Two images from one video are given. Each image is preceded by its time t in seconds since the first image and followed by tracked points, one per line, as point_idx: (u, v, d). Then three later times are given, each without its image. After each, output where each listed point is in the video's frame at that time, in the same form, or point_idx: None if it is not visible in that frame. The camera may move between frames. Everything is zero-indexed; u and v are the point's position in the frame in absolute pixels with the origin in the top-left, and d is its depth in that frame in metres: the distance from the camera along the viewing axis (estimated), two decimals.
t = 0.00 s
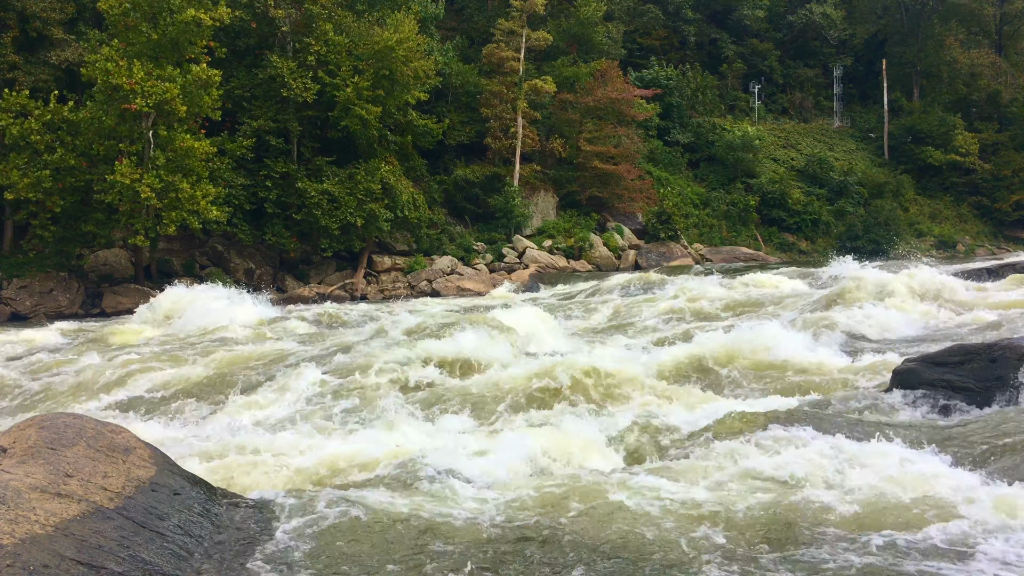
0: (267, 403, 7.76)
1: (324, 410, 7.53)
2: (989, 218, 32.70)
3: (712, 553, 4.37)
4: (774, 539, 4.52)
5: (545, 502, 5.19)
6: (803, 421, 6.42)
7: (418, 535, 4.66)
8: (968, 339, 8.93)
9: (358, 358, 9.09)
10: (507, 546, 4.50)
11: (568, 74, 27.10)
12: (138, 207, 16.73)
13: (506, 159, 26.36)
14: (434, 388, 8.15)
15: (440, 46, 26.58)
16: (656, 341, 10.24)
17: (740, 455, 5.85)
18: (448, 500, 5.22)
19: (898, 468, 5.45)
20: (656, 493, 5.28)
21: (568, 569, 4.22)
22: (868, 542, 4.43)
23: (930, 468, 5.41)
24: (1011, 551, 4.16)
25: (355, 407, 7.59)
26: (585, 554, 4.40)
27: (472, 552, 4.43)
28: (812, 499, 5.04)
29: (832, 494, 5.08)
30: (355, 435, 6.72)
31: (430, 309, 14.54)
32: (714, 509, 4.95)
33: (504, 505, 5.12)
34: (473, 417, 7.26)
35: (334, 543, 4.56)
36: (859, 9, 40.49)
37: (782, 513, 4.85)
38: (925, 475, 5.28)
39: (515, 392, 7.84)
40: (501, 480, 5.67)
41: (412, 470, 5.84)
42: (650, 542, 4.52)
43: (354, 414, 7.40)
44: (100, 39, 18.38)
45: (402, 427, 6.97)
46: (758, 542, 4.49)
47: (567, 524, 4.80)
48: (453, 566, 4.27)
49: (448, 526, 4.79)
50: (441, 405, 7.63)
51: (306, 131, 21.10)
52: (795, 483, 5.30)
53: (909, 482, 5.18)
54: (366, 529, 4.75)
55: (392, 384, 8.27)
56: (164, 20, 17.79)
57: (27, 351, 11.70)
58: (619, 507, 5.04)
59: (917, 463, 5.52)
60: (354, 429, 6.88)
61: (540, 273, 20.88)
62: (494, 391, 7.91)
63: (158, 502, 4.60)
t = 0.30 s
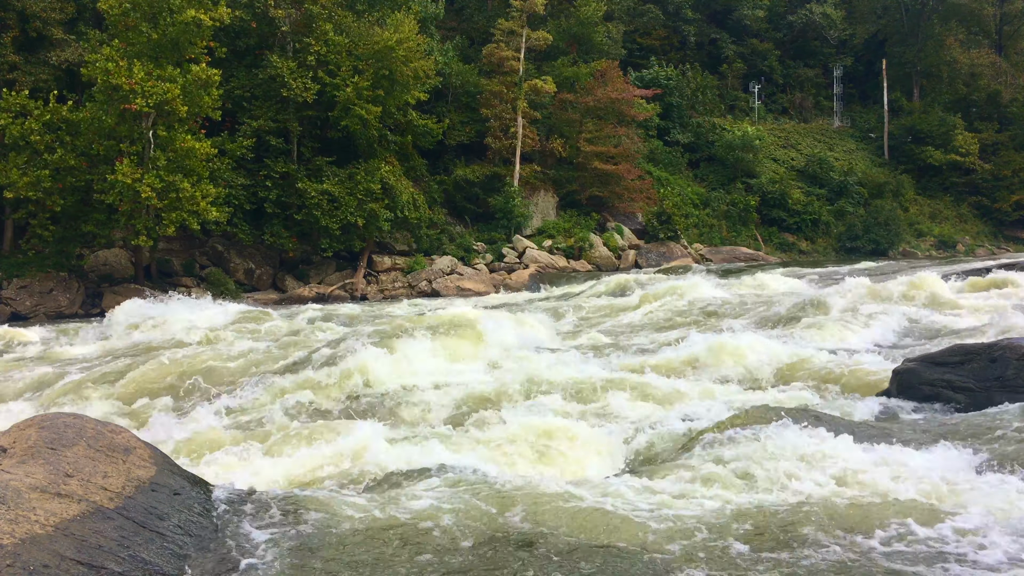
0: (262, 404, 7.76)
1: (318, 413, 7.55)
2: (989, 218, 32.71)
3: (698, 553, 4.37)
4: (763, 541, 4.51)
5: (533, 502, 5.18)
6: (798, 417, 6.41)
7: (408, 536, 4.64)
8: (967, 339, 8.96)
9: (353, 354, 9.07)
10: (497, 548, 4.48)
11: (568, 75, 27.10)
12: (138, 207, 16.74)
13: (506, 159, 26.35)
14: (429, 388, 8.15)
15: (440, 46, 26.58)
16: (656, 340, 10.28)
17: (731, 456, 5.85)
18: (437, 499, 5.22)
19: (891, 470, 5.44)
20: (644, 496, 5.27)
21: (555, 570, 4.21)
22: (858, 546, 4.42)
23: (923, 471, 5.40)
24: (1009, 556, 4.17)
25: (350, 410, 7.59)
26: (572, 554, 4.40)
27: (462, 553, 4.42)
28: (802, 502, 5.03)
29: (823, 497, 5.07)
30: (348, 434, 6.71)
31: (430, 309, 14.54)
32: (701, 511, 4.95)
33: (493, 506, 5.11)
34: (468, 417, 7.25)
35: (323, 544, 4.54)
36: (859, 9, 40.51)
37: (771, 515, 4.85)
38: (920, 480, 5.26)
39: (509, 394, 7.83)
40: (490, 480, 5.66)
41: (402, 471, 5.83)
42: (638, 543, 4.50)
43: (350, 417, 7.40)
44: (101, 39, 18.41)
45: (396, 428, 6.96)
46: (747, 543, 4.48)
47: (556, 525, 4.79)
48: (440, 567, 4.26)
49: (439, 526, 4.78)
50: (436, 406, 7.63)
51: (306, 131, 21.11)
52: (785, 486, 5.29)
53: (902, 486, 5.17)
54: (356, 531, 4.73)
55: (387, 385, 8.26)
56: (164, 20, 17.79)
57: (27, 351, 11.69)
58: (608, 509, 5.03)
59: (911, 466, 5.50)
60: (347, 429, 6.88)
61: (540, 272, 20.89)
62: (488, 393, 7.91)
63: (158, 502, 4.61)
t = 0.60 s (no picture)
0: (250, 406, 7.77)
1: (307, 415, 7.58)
2: (989, 218, 32.70)
3: (682, 554, 4.36)
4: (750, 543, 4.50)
5: (514, 505, 5.18)
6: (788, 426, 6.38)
7: (395, 538, 4.63)
8: (967, 339, 8.94)
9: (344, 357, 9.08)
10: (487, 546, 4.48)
11: (568, 75, 27.10)
12: (138, 206, 16.73)
13: (506, 159, 26.35)
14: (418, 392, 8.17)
15: (440, 46, 26.57)
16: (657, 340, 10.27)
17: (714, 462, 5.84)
18: (420, 502, 5.21)
19: (882, 470, 5.43)
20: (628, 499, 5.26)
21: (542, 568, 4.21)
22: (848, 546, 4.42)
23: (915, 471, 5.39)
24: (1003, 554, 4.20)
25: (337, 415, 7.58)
26: (559, 554, 4.39)
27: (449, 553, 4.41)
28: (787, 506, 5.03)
29: (807, 502, 5.06)
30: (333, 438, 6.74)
31: (430, 309, 14.52)
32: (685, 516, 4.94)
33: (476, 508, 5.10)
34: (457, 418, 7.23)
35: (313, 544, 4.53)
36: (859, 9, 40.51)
37: (757, 519, 4.85)
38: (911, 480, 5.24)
39: (497, 396, 7.83)
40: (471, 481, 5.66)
41: (385, 472, 5.82)
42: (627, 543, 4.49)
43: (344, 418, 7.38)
44: (101, 39, 18.41)
45: (388, 429, 6.95)
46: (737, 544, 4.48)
47: (538, 527, 4.77)
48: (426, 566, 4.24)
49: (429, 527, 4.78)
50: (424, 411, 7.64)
51: (307, 131, 21.09)
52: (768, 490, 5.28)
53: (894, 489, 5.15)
54: (341, 532, 4.71)
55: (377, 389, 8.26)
56: (164, 20, 17.77)
57: (27, 352, 11.67)
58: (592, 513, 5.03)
59: (902, 466, 5.48)
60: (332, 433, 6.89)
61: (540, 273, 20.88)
62: (476, 397, 7.92)
63: (158, 502, 4.61)
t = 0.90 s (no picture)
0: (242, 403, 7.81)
1: (293, 410, 7.60)
2: (989, 218, 32.72)
3: (666, 559, 4.35)
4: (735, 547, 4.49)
5: (501, 503, 5.18)
6: (776, 426, 6.39)
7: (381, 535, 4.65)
8: (967, 338, 8.95)
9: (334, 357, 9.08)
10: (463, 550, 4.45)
11: (568, 74, 27.10)
12: (139, 206, 16.72)
13: (506, 159, 26.35)
14: (404, 386, 8.19)
15: (440, 46, 26.58)
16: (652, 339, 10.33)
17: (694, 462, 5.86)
18: (407, 501, 5.23)
19: (868, 471, 5.42)
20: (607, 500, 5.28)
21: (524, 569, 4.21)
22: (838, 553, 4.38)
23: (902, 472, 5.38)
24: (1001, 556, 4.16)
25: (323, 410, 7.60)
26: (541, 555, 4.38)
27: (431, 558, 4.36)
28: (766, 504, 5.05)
29: (785, 501, 5.07)
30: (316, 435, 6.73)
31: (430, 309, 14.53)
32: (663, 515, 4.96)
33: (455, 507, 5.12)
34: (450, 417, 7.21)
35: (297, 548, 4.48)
36: (859, 9, 40.53)
37: (739, 519, 4.84)
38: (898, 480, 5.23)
39: (489, 395, 7.83)
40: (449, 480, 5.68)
41: (374, 471, 5.83)
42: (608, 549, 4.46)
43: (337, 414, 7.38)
44: (101, 39, 18.42)
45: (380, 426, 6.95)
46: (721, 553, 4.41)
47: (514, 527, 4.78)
48: (409, 568, 4.24)
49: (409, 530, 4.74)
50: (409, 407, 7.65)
51: (307, 131, 21.10)
52: (747, 488, 5.30)
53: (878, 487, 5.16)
54: (330, 532, 4.71)
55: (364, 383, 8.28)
56: (164, 20, 17.78)
57: (27, 351, 11.67)
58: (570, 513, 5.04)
59: (888, 468, 5.48)
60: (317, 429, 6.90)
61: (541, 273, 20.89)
62: (461, 395, 7.94)
63: (158, 502, 4.61)
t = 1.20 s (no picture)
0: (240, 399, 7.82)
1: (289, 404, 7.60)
2: (989, 218, 32.72)
3: (656, 558, 4.34)
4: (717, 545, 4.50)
5: (490, 502, 5.18)
6: (775, 427, 6.39)
7: (371, 534, 4.66)
8: (968, 338, 8.93)
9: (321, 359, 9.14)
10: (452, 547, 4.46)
11: (568, 74, 27.10)
12: (139, 206, 16.70)
13: (506, 159, 26.35)
14: (400, 386, 8.19)
15: (440, 46, 26.57)
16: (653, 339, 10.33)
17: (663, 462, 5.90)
18: (397, 500, 5.23)
19: (844, 471, 5.46)
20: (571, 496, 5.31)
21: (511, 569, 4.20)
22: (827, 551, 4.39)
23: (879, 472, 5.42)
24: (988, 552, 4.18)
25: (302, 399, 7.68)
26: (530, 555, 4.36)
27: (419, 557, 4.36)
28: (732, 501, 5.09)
29: (752, 498, 5.11)
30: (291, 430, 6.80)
31: (430, 309, 14.53)
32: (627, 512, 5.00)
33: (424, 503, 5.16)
34: (445, 416, 7.21)
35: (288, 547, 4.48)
36: (860, 9, 40.52)
37: (715, 517, 4.86)
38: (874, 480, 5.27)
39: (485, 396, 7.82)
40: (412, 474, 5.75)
41: (366, 471, 5.82)
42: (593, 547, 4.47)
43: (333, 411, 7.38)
44: (101, 38, 18.41)
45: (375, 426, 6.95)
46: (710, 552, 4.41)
47: (478, 522, 4.82)
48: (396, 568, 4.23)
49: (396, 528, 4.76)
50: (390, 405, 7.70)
51: (307, 131, 21.09)
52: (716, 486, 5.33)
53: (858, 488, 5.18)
54: (322, 531, 4.70)
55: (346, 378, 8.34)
56: (164, 20, 17.77)
57: (28, 351, 11.68)
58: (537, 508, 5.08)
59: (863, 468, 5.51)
60: (294, 423, 6.98)
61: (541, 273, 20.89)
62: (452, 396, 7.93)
63: (158, 502, 4.59)
